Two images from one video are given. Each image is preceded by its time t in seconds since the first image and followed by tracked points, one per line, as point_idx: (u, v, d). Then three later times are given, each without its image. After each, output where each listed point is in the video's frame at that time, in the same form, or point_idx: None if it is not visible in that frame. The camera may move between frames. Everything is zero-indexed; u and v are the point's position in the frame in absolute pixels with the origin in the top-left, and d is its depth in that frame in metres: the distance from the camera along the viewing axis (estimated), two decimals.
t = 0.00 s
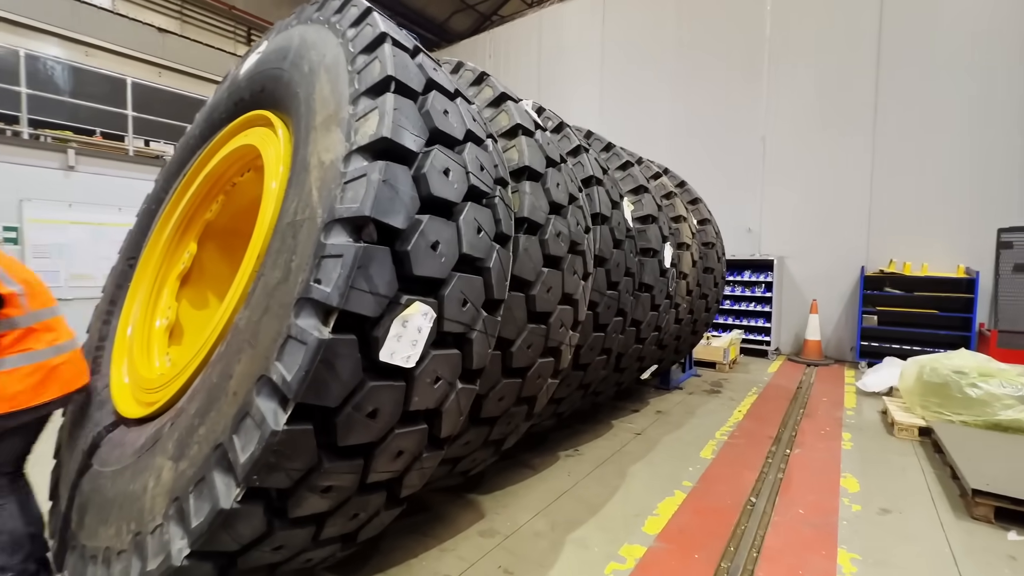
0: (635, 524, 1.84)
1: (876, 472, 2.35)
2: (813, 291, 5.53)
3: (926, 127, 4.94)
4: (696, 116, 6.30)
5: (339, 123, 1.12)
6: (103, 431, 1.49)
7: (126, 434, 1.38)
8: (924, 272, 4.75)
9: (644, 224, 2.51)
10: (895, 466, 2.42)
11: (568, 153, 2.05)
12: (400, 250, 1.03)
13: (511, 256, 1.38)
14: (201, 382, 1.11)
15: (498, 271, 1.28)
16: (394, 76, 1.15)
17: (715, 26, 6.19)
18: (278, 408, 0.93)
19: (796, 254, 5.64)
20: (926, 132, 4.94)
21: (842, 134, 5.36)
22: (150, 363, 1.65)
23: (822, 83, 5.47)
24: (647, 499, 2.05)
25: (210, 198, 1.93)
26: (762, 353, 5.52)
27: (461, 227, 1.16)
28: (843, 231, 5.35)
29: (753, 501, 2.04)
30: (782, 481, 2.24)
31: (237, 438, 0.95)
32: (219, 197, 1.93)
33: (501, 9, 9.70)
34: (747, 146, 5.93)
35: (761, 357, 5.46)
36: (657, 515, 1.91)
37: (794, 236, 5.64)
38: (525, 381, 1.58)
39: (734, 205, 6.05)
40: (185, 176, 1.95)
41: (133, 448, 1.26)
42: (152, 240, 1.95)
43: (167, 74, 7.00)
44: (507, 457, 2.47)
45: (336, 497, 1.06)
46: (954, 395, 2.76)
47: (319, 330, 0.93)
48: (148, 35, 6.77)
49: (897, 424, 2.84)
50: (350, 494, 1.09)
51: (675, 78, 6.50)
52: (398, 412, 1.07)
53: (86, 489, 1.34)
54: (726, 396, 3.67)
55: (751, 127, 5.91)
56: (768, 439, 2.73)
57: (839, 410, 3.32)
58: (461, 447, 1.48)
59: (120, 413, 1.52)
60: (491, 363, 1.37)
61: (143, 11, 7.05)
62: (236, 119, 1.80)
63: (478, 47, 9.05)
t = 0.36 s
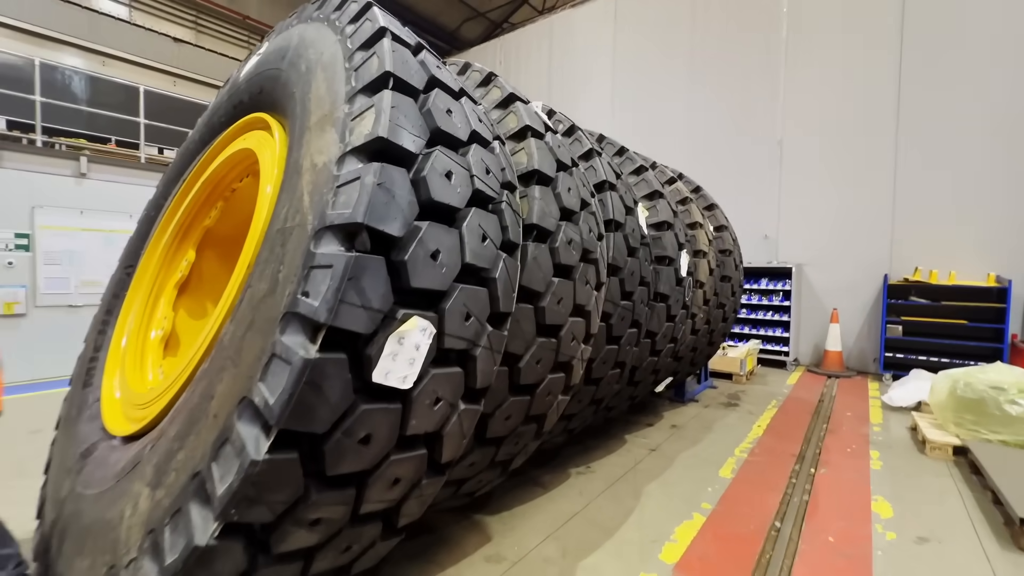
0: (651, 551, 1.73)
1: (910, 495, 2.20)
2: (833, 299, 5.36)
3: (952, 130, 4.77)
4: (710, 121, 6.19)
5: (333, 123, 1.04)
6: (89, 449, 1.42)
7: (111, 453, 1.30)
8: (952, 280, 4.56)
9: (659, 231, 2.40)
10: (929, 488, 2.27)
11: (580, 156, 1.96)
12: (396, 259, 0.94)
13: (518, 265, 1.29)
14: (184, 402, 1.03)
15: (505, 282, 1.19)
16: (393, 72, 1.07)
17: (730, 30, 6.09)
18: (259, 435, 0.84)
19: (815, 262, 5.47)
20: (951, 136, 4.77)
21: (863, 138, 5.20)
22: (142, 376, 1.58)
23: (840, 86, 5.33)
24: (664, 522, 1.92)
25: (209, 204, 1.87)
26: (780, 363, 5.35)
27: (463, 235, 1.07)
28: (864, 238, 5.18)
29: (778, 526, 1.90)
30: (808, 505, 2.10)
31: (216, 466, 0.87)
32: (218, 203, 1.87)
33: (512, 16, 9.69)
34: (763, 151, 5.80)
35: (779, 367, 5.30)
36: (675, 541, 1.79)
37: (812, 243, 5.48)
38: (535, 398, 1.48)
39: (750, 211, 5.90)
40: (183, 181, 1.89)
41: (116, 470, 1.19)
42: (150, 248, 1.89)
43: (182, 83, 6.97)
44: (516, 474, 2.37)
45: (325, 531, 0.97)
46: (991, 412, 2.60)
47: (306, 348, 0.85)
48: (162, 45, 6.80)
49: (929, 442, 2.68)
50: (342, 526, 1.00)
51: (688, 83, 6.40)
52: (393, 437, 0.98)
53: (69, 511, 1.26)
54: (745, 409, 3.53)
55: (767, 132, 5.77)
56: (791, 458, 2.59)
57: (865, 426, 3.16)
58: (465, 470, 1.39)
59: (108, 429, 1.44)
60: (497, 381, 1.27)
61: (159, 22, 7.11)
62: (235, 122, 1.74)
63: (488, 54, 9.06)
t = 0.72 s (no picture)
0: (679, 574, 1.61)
1: (962, 518, 2.03)
2: (868, 303, 5.12)
3: (1000, 124, 4.49)
4: (737, 118, 5.99)
5: (334, 116, 0.96)
6: (92, 459, 1.38)
7: (111, 465, 1.26)
8: (998, 283, 4.30)
9: (685, 231, 2.28)
10: (983, 510, 2.10)
11: (601, 152, 1.85)
12: (399, 265, 0.85)
13: (534, 270, 1.20)
14: (176, 418, 0.97)
15: (521, 288, 1.09)
16: (399, 61, 0.99)
17: (758, 25, 5.88)
18: (248, 459, 0.76)
19: (848, 263, 5.23)
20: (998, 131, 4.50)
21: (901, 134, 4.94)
22: (148, 383, 1.53)
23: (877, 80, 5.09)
24: (692, 542, 1.80)
25: (219, 205, 1.82)
26: (811, 369, 5.13)
27: (475, 237, 0.98)
28: (901, 238, 4.93)
29: (817, 550, 1.76)
30: (850, 527, 1.95)
31: (203, 491, 0.79)
32: (228, 205, 1.82)
33: (531, 16, 9.59)
34: (792, 149, 5.58)
35: (810, 373, 5.08)
36: (705, 564, 1.66)
37: (845, 244, 5.24)
38: (553, 411, 1.37)
39: (778, 211, 5.68)
40: (194, 183, 1.84)
41: (111, 486, 1.13)
42: (160, 251, 1.85)
43: (206, 89, 7.03)
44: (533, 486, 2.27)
45: (323, 560, 0.89)
46: None
47: (299, 364, 0.76)
48: (187, 52, 6.88)
49: (979, 458, 2.50)
50: (342, 554, 0.92)
51: (714, 80, 6.21)
52: (396, 460, 0.89)
53: (67, 526, 1.22)
54: (775, 418, 3.36)
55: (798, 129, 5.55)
56: (828, 473, 2.42)
57: (908, 439, 2.97)
58: (477, 488, 1.29)
59: (111, 439, 1.39)
60: (512, 394, 1.18)
61: (186, 29, 6.99)
62: (243, 122, 1.68)
63: (507, 55, 8.97)
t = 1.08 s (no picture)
0: None
1: None
2: (948, 307, 4.70)
3: None
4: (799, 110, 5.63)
5: (369, 114, 0.96)
6: (150, 449, 1.45)
7: (165, 455, 1.32)
8: None
9: (739, 228, 2.14)
10: None
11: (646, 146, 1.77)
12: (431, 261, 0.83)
13: (574, 268, 1.14)
14: (219, 413, 0.99)
15: (559, 288, 1.05)
16: (434, 54, 0.96)
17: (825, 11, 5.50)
18: (281, 456, 0.76)
19: (923, 262, 4.81)
20: None
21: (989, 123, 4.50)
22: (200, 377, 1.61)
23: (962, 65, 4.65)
24: (745, 561, 1.69)
25: (268, 208, 1.89)
26: (881, 378, 4.75)
27: (510, 233, 0.94)
28: (987, 236, 4.49)
29: None
30: (928, 554, 1.76)
31: (240, 486, 0.80)
32: (276, 207, 1.88)
33: (577, 12, 9.43)
34: (861, 141, 5.18)
35: (879, 383, 4.71)
36: None
37: (921, 243, 4.83)
38: (593, 416, 1.32)
39: (843, 206, 5.27)
40: (246, 187, 1.92)
41: (164, 475, 1.18)
42: (216, 252, 1.95)
43: (265, 99, 7.20)
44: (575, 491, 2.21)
45: (356, 561, 0.88)
46: None
47: (330, 361, 0.75)
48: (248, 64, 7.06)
49: None
50: (375, 556, 0.91)
51: (774, 70, 5.86)
52: (428, 462, 0.87)
53: (126, 510, 1.29)
54: (840, 430, 3.12)
55: (866, 118, 5.15)
56: (901, 493, 2.21)
57: (996, 458, 2.67)
58: (514, 493, 1.26)
59: (167, 429, 1.47)
60: (550, 397, 1.14)
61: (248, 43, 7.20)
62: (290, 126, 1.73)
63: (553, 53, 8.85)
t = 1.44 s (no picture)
0: None
1: None
2: None
3: None
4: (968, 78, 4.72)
5: (466, 115, 1.01)
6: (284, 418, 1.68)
7: (295, 424, 1.51)
8: None
9: (872, 219, 1.89)
10: None
11: (758, 131, 1.63)
12: (521, 252, 0.86)
13: (669, 261, 1.11)
14: (337, 388, 1.12)
15: (651, 281, 1.02)
16: (526, 52, 0.99)
17: None
18: (385, 427, 0.84)
19: None
20: None
21: None
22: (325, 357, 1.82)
23: None
24: None
25: (381, 208, 2.07)
26: None
27: (600, 225, 0.94)
28: None
29: None
30: None
31: (351, 452, 0.91)
32: (387, 207, 2.05)
33: None
34: None
35: None
36: None
37: None
38: (689, 416, 1.26)
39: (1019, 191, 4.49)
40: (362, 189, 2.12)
41: (294, 440, 1.36)
42: (338, 248, 2.18)
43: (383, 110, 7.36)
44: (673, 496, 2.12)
45: (449, 532, 0.95)
46: None
47: (427, 344, 0.82)
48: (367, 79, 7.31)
49: None
50: (466, 530, 0.97)
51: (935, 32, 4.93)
52: (516, 446, 0.91)
53: (266, 467, 1.51)
54: (1008, 461, 2.62)
55: None
56: None
57: None
58: (604, 488, 1.24)
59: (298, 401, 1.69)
60: (640, 393, 1.11)
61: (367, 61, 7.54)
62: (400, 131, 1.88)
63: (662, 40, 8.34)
